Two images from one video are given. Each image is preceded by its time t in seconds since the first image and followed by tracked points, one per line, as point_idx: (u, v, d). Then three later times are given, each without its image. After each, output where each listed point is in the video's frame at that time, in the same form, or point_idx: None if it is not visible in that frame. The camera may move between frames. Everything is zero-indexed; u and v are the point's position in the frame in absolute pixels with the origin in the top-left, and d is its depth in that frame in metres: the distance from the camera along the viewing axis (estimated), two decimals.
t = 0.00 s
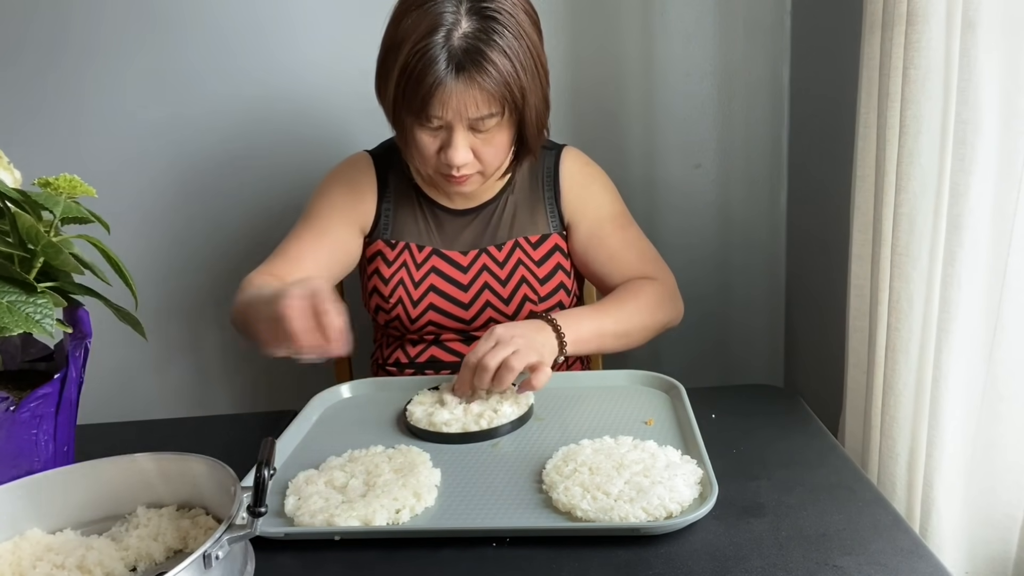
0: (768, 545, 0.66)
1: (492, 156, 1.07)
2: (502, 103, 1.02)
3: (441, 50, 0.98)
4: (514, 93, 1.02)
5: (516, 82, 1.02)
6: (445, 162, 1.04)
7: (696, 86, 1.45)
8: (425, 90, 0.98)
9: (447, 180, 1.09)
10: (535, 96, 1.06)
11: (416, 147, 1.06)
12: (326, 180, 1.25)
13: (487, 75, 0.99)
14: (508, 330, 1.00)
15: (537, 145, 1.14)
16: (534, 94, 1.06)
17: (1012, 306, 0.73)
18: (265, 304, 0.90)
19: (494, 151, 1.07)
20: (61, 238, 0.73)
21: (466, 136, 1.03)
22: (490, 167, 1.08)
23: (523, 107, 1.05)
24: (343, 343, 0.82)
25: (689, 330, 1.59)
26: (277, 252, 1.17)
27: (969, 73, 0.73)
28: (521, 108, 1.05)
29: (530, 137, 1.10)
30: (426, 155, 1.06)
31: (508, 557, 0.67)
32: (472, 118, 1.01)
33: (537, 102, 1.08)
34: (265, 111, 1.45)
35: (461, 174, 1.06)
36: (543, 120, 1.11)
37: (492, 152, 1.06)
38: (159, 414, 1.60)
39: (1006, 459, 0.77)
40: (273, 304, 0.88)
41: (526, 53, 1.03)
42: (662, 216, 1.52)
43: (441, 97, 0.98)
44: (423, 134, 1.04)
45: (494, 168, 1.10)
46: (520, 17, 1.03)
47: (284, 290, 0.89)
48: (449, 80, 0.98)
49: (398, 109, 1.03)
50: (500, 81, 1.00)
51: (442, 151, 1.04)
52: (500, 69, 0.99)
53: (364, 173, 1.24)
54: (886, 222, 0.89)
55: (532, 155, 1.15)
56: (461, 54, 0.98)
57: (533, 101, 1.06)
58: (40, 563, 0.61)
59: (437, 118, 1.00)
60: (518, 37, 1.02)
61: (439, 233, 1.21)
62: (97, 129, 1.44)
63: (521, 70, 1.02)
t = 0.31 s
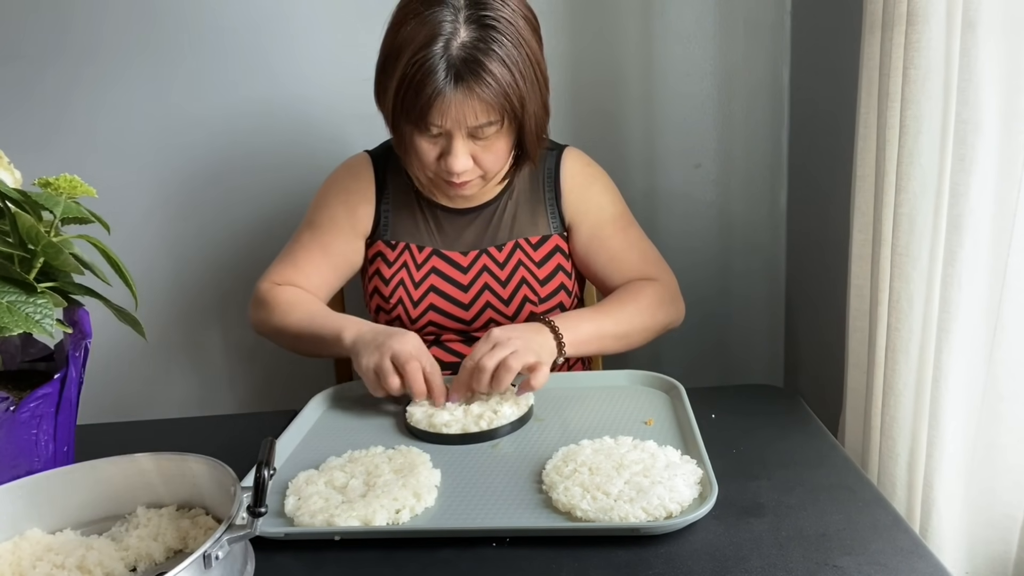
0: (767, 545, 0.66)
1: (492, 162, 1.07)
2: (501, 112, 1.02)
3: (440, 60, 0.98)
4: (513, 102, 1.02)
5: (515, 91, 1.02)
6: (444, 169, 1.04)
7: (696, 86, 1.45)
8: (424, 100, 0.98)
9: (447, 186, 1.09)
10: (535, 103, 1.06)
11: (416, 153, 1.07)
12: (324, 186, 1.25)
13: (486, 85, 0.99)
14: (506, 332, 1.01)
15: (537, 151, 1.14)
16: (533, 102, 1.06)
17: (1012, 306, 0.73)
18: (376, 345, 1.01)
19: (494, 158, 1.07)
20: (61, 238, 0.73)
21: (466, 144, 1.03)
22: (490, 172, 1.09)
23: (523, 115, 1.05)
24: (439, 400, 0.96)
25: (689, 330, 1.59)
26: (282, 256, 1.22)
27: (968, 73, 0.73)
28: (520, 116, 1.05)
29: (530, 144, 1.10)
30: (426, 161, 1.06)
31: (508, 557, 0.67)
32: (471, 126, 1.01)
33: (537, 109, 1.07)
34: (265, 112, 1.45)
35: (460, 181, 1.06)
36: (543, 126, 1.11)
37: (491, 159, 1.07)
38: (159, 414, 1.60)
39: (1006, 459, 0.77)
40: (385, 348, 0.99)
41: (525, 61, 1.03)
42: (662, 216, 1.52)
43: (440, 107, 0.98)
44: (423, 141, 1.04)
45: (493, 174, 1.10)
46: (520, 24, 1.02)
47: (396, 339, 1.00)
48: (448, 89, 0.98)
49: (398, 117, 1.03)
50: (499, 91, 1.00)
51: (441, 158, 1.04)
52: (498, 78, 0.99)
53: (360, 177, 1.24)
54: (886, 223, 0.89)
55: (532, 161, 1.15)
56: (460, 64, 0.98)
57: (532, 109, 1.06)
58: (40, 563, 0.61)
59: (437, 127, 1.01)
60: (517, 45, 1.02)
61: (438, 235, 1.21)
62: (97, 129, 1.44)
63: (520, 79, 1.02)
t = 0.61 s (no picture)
0: (768, 545, 0.66)
1: (491, 161, 1.07)
2: (500, 110, 1.02)
3: (439, 58, 0.98)
4: (512, 100, 1.02)
5: (514, 89, 1.02)
6: (443, 168, 1.04)
7: (696, 86, 1.45)
8: (422, 98, 0.98)
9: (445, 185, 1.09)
10: (533, 101, 1.06)
11: (414, 152, 1.07)
12: (324, 187, 1.25)
13: (485, 83, 0.99)
14: (506, 334, 1.00)
15: (536, 150, 1.14)
16: (531, 100, 1.06)
17: (1012, 306, 0.73)
18: (361, 351, 1.00)
19: (493, 156, 1.07)
20: (60, 238, 0.73)
21: (465, 142, 1.03)
22: (489, 171, 1.09)
23: (521, 114, 1.05)
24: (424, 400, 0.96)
25: (688, 330, 1.59)
26: (286, 259, 1.22)
27: (969, 73, 0.73)
28: (519, 115, 1.05)
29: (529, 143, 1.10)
30: (425, 160, 1.06)
31: (507, 557, 0.67)
32: (470, 125, 1.01)
33: (535, 108, 1.07)
34: (264, 112, 1.44)
35: (459, 180, 1.06)
36: (541, 124, 1.11)
37: (490, 157, 1.06)
38: (158, 414, 1.60)
39: (1006, 460, 0.77)
40: (369, 354, 0.99)
41: (523, 60, 1.03)
42: (661, 216, 1.52)
43: (438, 105, 0.98)
44: (421, 140, 1.04)
45: (492, 172, 1.10)
46: (518, 23, 1.02)
47: (379, 343, 0.99)
48: (447, 88, 0.98)
49: (397, 115, 1.03)
50: (498, 89, 1.00)
51: (440, 157, 1.04)
52: (497, 77, 0.99)
53: (360, 176, 1.24)
54: (886, 223, 0.89)
55: (531, 160, 1.15)
56: (458, 62, 0.98)
57: (531, 107, 1.06)
58: (39, 563, 0.61)
59: (436, 125, 1.01)
60: (516, 43, 1.02)
61: (437, 234, 1.21)
62: (97, 129, 1.44)
63: (518, 77, 1.02)
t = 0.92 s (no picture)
0: (767, 545, 0.66)
1: (491, 160, 1.07)
2: (500, 110, 1.02)
3: (439, 58, 0.98)
4: (512, 100, 1.02)
5: (514, 89, 1.02)
6: (443, 167, 1.04)
7: (696, 86, 1.45)
8: (423, 98, 0.98)
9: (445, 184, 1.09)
10: (534, 101, 1.06)
11: (415, 152, 1.07)
12: (325, 187, 1.25)
13: (485, 83, 0.99)
14: (509, 336, 1.01)
15: (536, 149, 1.14)
16: (531, 100, 1.06)
17: (1011, 305, 0.73)
18: (373, 357, 1.00)
19: (493, 156, 1.07)
20: (60, 238, 0.73)
21: (465, 142, 1.03)
22: (489, 170, 1.09)
23: (522, 114, 1.05)
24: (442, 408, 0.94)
25: (688, 330, 1.59)
26: (288, 260, 1.22)
27: (968, 72, 0.73)
28: (519, 115, 1.05)
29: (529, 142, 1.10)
30: (425, 160, 1.06)
31: (507, 557, 0.67)
32: (470, 124, 1.01)
33: (535, 107, 1.07)
34: (264, 112, 1.44)
35: (459, 180, 1.06)
36: (542, 124, 1.11)
37: (490, 157, 1.07)
38: (158, 414, 1.60)
39: (1006, 459, 0.77)
40: (381, 361, 0.98)
41: (523, 60, 1.03)
42: (661, 217, 1.52)
43: (439, 105, 0.98)
44: (421, 140, 1.04)
45: (492, 172, 1.10)
46: (518, 23, 1.02)
47: (392, 351, 0.99)
48: (447, 87, 0.98)
49: (397, 115, 1.03)
50: (498, 89, 1.00)
51: (440, 157, 1.04)
52: (497, 76, 0.99)
53: (362, 175, 1.24)
54: (886, 223, 0.89)
55: (531, 160, 1.15)
56: (459, 62, 0.98)
57: (531, 107, 1.06)
58: (39, 563, 0.61)
59: (436, 125, 1.01)
60: (516, 43, 1.02)
61: (437, 234, 1.21)
62: (97, 129, 1.44)
63: (519, 77, 1.02)
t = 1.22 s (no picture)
0: (768, 545, 0.66)
1: (494, 161, 1.07)
2: (505, 112, 1.02)
3: (444, 62, 0.97)
4: (517, 102, 1.02)
5: (519, 92, 1.02)
6: (447, 169, 1.04)
7: (696, 86, 1.45)
8: (428, 102, 0.98)
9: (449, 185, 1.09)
10: (537, 102, 1.07)
11: (418, 153, 1.07)
12: (326, 187, 1.25)
13: (490, 86, 0.98)
14: (550, 316, 0.99)
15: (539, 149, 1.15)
16: (535, 101, 1.06)
17: (1011, 306, 0.73)
18: (374, 337, 0.98)
19: (496, 157, 1.07)
20: (60, 238, 0.73)
21: (469, 144, 1.03)
22: (491, 171, 1.09)
23: (526, 115, 1.05)
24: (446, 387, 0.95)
25: (688, 329, 1.59)
26: (289, 260, 1.21)
27: (969, 72, 0.73)
28: (523, 116, 1.05)
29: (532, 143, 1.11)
30: (429, 162, 1.06)
31: (507, 557, 0.67)
32: (475, 127, 1.01)
33: (539, 109, 1.08)
34: (264, 112, 1.44)
35: (463, 181, 1.06)
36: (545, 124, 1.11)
37: (493, 158, 1.07)
38: (158, 413, 1.60)
39: (1005, 460, 0.77)
40: (382, 340, 0.96)
41: (527, 61, 1.03)
42: (662, 216, 1.52)
43: (444, 108, 0.98)
44: (425, 142, 1.04)
45: (495, 173, 1.10)
46: (522, 25, 1.02)
47: (394, 329, 0.97)
48: (453, 91, 0.97)
49: (401, 118, 1.03)
50: (503, 92, 1.00)
51: (444, 159, 1.04)
52: (502, 79, 0.99)
53: (363, 175, 1.24)
54: (886, 223, 0.89)
55: (534, 160, 1.15)
56: (464, 65, 0.97)
57: (535, 108, 1.06)
58: (40, 563, 0.61)
59: (440, 128, 1.00)
60: (520, 45, 1.02)
61: (438, 234, 1.21)
62: (97, 128, 1.44)
63: (523, 79, 1.02)
